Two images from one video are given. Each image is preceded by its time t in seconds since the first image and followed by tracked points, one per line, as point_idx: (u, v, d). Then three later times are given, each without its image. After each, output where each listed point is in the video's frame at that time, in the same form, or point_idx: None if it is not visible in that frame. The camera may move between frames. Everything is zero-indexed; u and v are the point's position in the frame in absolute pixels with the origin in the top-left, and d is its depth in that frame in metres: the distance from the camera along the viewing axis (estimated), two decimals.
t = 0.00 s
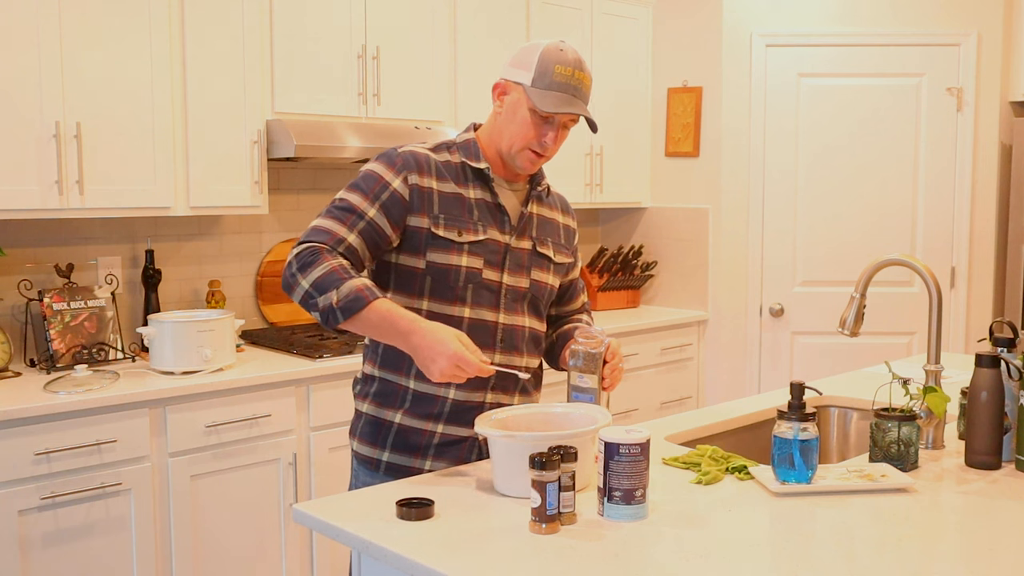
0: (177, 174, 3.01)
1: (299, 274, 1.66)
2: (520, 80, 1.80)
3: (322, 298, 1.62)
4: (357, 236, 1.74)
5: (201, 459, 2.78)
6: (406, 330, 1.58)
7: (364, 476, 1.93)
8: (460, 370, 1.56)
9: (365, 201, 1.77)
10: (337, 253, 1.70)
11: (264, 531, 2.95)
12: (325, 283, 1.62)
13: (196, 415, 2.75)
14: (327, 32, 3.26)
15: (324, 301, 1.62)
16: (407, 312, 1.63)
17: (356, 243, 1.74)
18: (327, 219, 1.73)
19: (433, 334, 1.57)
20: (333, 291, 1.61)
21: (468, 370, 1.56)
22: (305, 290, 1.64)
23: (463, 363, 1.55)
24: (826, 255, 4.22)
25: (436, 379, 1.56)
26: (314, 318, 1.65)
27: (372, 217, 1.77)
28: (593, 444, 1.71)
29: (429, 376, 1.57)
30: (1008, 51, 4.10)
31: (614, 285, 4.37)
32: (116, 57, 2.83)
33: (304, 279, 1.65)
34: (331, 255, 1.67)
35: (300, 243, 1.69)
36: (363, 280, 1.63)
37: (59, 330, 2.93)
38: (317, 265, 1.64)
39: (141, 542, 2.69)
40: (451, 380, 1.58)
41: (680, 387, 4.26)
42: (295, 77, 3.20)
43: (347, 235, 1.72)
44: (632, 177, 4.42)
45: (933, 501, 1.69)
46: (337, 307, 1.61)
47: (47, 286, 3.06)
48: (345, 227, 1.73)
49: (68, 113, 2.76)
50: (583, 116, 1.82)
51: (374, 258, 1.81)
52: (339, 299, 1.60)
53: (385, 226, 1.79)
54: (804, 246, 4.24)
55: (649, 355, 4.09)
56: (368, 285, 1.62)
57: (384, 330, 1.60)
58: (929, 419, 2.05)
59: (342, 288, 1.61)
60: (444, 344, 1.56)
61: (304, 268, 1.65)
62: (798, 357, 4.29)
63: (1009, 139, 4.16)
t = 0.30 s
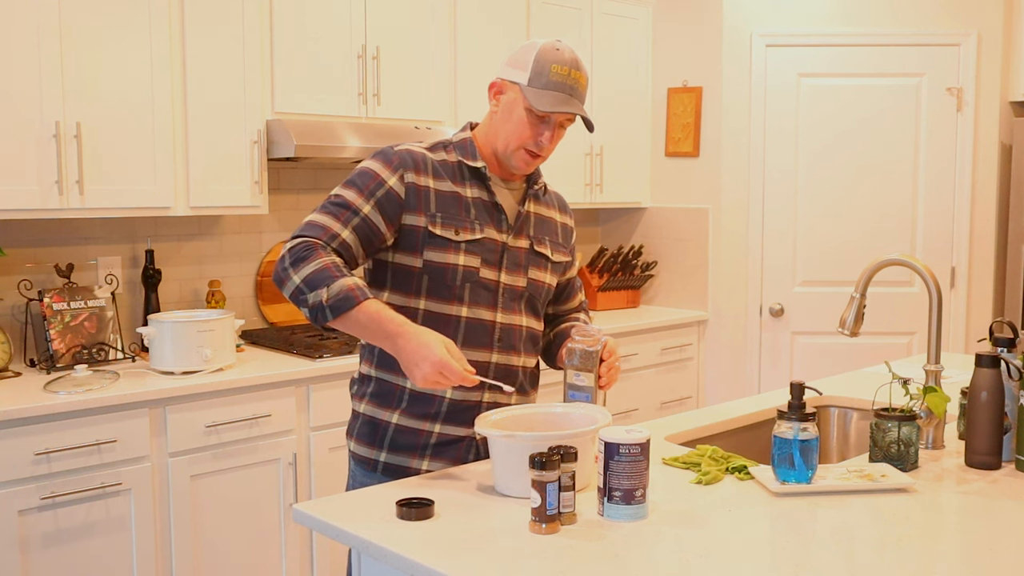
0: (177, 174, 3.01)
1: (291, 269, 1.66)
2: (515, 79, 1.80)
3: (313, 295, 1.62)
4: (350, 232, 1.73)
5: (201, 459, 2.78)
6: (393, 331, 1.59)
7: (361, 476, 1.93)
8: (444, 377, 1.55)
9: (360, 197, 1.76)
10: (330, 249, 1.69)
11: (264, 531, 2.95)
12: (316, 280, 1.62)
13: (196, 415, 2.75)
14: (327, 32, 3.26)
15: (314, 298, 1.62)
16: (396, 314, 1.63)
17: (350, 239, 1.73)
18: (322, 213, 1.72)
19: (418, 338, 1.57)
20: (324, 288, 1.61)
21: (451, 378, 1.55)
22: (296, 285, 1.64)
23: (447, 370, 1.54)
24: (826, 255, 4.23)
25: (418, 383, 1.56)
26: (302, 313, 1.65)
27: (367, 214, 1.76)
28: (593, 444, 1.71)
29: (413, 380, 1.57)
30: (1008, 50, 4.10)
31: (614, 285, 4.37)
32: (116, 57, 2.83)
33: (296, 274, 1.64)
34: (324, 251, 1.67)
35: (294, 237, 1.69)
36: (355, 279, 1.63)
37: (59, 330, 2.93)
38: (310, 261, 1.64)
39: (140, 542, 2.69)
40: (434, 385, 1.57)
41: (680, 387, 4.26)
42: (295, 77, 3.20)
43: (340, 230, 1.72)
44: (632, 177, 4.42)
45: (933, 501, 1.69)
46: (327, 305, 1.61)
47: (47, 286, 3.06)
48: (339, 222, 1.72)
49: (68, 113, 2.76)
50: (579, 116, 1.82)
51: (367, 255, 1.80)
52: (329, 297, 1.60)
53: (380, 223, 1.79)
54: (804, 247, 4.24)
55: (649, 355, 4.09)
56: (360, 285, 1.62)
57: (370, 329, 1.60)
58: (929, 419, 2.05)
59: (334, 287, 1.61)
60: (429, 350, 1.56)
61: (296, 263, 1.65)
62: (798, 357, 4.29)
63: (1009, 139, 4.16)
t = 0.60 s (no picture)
0: (177, 174, 3.01)
1: (290, 270, 1.66)
2: (511, 78, 1.80)
3: (315, 295, 1.62)
4: (349, 232, 1.73)
5: (201, 459, 2.78)
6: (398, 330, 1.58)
7: (359, 477, 1.93)
8: (451, 373, 1.55)
9: (358, 197, 1.76)
10: (329, 249, 1.69)
11: (264, 531, 2.95)
12: (317, 280, 1.62)
13: (196, 415, 2.75)
14: (327, 32, 3.26)
15: (315, 299, 1.62)
16: (399, 313, 1.63)
17: (348, 239, 1.73)
18: (320, 214, 1.72)
19: (422, 336, 1.57)
20: (324, 288, 1.61)
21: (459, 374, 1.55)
22: (296, 286, 1.64)
23: (453, 366, 1.54)
24: (826, 255, 4.23)
25: (426, 380, 1.56)
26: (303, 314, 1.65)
27: (365, 214, 1.76)
28: (593, 444, 1.71)
29: (420, 378, 1.57)
30: (1008, 50, 4.10)
31: (614, 285, 4.37)
32: (116, 57, 2.84)
33: (296, 275, 1.64)
34: (323, 251, 1.67)
35: (292, 237, 1.69)
36: (355, 278, 1.63)
37: (59, 329, 2.93)
38: (310, 261, 1.64)
39: (140, 542, 2.69)
40: (441, 382, 1.57)
41: (680, 387, 4.26)
42: (295, 77, 3.20)
43: (339, 230, 1.72)
44: (632, 177, 4.42)
45: (933, 501, 1.69)
46: (328, 305, 1.61)
47: (47, 286, 3.06)
48: (337, 222, 1.72)
49: (68, 113, 2.76)
50: (575, 114, 1.82)
51: (366, 255, 1.80)
52: (330, 297, 1.60)
53: (378, 222, 1.79)
54: (804, 247, 4.24)
55: (649, 355, 4.09)
56: (361, 283, 1.62)
57: (374, 329, 1.60)
58: (929, 419, 2.05)
59: (335, 286, 1.61)
60: (434, 346, 1.55)
61: (296, 263, 1.65)
62: (798, 357, 4.29)
63: (1009, 139, 4.16)
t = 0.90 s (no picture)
0: (177, 174, 3.01)
1: (301, 275, 1.65)
2: (511, 78, 1.80)
3: (329, 299, 1.61)
4: (356, 235, 1.73)
5: (201, 459, 2.78)
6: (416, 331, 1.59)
7: (359, 477, 1.93)
8: (472, 371, 1.58)
9: (363, 199, 1.76)
10: (338, 252, 1.69)
11: (263, 531, 2.95)
12: (330, 285, 1.61)
13: (196, 415, 2.75)
14: (327, 32, 3.26)
15: (329, 303, 1.61)
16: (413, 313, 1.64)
17: (356, 242, 1.73)
18: (326, 217, 1.71)
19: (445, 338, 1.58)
20: (338, 292, 1.61)
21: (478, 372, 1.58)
22: (309, 291, 1.64)
23: (476, 363, 1.57)
24: (826, 255, 4.23)
25: (447, 379, 1.57)
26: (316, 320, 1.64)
27: (371, 216, 1.76)
28: (593, 444, 1.71)
29: (440, 378, 1.58)
30: (1008, 51, 4.10)
31: (614, 285, 4.37)
32: (116, 57, 2.84)
33: (308, 280, 1.64)
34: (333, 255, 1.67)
35: (300, 243, 1.68)
36: (368, 281, 1.63)
37: (59, 329, 2.93)
38: (321, 266, 1.64)
39: (141, 542, 2.69)
40: (460, 381, 1.59)
41: (680, 387, 4.26)
42: (295, 77, 3.20)
43: (347, 233, 1.71)
44: (632, 177, 4.42)
45: (933, 501, 1.69)
46: (343, 308, 1.60)
47: (47, 286, 3.06)
48: (344, 225, 1.72)
49: (68, 113, 2.76)
50: (575, 113, 1.82)
51: (372, 257, 1.80)
52: (345, 301, 1.60)
53: (383, 224, 1.79)
54: (804, 247, 4.24)
55: (649, 355, 4.09)
56: (374, 286, 1.62)
57: (391, 331, 1.60)
58: (929, 419, 2.05)
59: (349, 290, 1.60)
60: (457, 345, 1.58)
61: (307, 269, 1.64)
62: (798, 358, 4.29)
63: (1009, 139, 4.16)
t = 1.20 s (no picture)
0: (177, 174, 3.01)
1: (316, 283, 1.65)
2: (513, 78, 1.80)
3: (348, 307, 1.62)
4: (368, 239, 1.74)
5: (201, 459, 2.78)
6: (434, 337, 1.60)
7: (360, 477, 1.93)
8: (491, 375, 1.58)
9: (373, 203, 1.76)
10: (351, 258, 1.69)
11: (263, 531, 2.95)
12: (348, 293, 1.62)
13: (195, 415, 2.75)
14: (327, 32, 3.26)
15: (348, 310, 1.62)
16: (431, 317, 1.64)
17: (368, 246, 1.74)
18: (337, 223, 1.71)
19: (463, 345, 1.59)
20: (357, 299, 1.61)
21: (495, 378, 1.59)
22: (326, 299, 1.64)
23: (495, 368, 1.57)
24: (826, 255, 4.23)
25: (466, 383, 1.58)
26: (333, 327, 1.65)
27: (381, 219, 1.77)
28: (593, 444, 1.71)
29: (458, 381, 1.59)
30: (1009, 50, 4.10)
31: (614, 285, 4.37)
32: (116, 57, 2.84)
33: (324, 288, 1.64)
34: (348, 261, 1.67)
35: (313, 250, 1.68)
36: (385, 287, 1.63)
37: (59, 330, 2.93)
38: (337, 273, 1.64)
39: (140, 542, 2.69)
40: (478, 385, 1.60)
41: (680, 387, 4.26)
42: (295, 77, 3.20)
43: (359, 238, 1.72)
44: (632, 177, 4.42)
45: (933, 501, 1.69)
46: (362, 316, 1.61)
47: (47, 286, 3.06)
48: (356, 230, 1.72)
49: (68, 113, 2.76)
50: (578, 113, 1.82)
51: (382, 259, 1.81)
52: (364, 308, 1.61)
53: (393, 227, 1.79)
54: (804, 247, 4.24)
55: (649, 355, 4.09)
56: (391, 292, 1.63)
57: (410, 337, 1.61)
58: (929, 419, 2.05)
59: (367, 297, 1.61)
60: (475, 349, 1.58)
61: (323, 276, 1.64)
62: (798, 357, 4.29)
63: (1009, 139, 4.16)
